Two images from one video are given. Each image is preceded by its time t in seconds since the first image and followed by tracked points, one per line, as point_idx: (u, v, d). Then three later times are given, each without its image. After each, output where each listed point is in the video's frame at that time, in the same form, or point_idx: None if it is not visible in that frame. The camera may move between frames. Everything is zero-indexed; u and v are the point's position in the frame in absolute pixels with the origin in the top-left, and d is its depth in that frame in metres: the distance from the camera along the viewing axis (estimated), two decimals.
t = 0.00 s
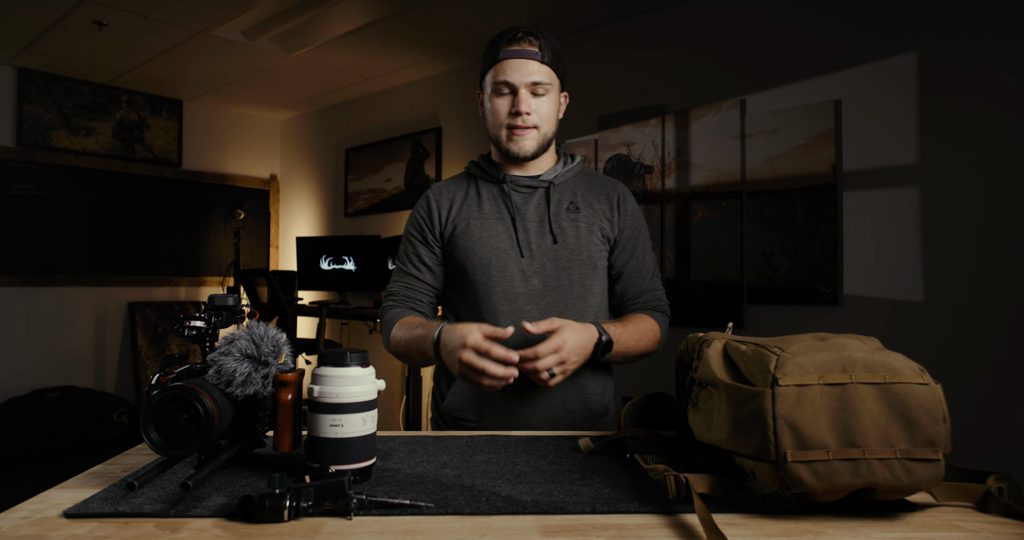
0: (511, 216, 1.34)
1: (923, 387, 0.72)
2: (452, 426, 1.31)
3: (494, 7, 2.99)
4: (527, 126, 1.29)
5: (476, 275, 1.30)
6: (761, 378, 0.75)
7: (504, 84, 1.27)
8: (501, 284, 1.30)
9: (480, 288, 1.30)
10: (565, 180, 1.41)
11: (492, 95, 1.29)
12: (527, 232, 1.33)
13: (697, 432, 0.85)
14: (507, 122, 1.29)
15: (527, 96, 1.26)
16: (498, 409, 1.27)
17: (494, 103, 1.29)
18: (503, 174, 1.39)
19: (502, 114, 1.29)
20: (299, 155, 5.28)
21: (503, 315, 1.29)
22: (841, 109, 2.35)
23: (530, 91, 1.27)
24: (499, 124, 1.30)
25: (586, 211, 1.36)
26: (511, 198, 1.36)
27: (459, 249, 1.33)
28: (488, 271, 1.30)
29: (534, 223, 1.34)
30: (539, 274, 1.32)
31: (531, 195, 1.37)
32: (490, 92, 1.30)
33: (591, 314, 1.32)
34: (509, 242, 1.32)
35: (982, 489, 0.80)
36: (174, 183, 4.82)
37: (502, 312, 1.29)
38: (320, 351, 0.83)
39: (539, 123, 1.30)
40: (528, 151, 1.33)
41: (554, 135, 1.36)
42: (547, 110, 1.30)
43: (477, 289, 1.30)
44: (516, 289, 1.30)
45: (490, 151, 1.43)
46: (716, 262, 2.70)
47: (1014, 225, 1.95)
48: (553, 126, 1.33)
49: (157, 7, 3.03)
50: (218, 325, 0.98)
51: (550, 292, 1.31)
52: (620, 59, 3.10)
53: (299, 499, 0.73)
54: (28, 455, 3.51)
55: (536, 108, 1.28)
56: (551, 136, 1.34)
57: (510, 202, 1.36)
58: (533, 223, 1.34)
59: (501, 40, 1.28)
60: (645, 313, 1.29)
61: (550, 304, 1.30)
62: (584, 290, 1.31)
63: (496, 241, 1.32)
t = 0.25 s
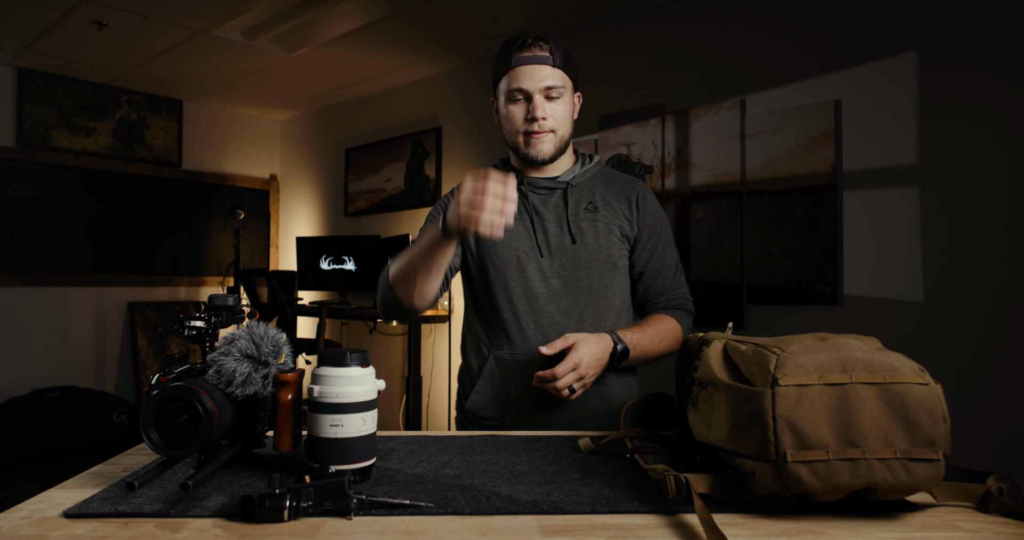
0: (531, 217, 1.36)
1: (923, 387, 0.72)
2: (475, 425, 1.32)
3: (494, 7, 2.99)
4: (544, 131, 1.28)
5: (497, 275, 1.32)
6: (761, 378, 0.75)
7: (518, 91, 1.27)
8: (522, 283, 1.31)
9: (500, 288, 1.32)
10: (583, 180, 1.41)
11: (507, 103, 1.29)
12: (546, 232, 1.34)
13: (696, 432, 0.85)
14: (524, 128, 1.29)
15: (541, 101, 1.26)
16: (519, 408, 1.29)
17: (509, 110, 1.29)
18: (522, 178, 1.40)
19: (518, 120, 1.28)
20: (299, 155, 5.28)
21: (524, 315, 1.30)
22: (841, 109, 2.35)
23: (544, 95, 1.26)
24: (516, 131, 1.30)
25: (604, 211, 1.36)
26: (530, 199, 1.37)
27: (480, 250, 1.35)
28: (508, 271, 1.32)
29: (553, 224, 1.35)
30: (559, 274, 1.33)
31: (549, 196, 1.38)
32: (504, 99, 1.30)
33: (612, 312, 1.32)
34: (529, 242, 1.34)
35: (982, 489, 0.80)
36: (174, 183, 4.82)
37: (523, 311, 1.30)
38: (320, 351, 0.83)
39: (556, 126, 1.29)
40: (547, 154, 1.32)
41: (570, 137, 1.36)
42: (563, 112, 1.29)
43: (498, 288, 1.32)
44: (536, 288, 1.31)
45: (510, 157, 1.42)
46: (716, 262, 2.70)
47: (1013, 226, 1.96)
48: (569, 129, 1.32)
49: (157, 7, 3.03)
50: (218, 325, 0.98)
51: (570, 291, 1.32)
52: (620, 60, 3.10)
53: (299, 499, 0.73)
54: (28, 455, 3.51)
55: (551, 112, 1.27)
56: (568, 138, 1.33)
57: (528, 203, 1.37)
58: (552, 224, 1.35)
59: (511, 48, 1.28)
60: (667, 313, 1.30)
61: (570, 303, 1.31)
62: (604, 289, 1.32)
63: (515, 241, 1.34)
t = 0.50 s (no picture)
0: (544, 216, 1.36)
1: (923, 387, 0.72)
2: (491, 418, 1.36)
3: (494, 7, 2.99)
4: (547, 143, 1.28)
5: (512, 271, 1.34)
6: (761, 378, 0.74)
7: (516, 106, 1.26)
8: (536, 280, 1.32)
9: (515, 284, 1.33)
10: (596, 181, 1.41)
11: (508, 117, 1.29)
12: (560, 230, 1.35)
13: (697, 432, 0.85)
14: (527, 141, 1.29)
15: (541, 114, 1.25)
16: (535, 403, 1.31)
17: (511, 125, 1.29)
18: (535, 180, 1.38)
19: (521, 134, 1.29)
20: (299, 155, 5.28)
21: (539, 310, 1.31)
22: (841, 109, 2.35)
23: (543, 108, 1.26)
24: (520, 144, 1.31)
25: (617, 210, 1.37)
26: (543, 198, 1.37)
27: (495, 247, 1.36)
28: (523, 270, 1.33)
29: (566, 222, 1.35)
30: (573, 271, 1.33)
31: (562, 196, 1.38)
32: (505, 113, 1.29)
33: (625, 309, 1.33)
34: (543, 240, 1.35)
35: (982, 489, 0.80)
36: (174, 183, 4.82)
37: (538, 307, 1.31)
38: (320, 351, 0.83)
39: (559, 136, 1.29)
40: (552, 165, 1.32)
41: (574, 142, 1.35)
42: (564, 121, 1.28)
43: (512, 284, 1.33)
44: (550, 285, 1.32)
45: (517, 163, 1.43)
46: (716, 262, 2.70)
47: (1013, 225, 1.96)
48: (573, 135, 1.32)
49: (157, 7, 3.03)
50: (218, 325, 0.98)
51: (584, 288, 1.33)
52: (620, 59, 3.10)
53: (299, 499, 0.73)
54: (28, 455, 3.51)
55: (552, 123, 1.27)
56: (572, 145, 1.33)
57: (541, 202, 1.37)
58: (565, 223, 1.35)
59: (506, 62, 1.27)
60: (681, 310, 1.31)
61: (584, 300, 1.32)
62: (617, 287, 1.33)
63: (529, 239, 1.35)
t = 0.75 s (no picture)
0: (547, 214, 1.37)
1: (923, 387, 0.72)
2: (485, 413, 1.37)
3: (494, 7, 2.99)
4: (551, 142, 1.28)
5: (513, 267, 1.35)
6: (760, 378, 0.74)
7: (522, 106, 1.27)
8: (537, 278, 1.32)
9: (516, 280, 1.34)
10: (602, 181, 1.41)
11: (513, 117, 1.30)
12: (563, 229, 1.35)
13: (696, 432, 0.85)
14: (532, 141, 1.30)
15: (545, 114, 1.25)
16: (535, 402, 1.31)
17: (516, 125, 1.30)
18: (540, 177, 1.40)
19: (525, 134, 1.29)
20: (299, 155, 5.28)
21: (539, 309, 1.31)
22: (841, 109, 2.35)
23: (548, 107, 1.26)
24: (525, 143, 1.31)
25: (622, 211, 1.37)
26: (548, 196, 1.38)
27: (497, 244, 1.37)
28: (525, 267, 1.33)
29: (570, 221, 1.35)
30: (575, 270, 1.33)
31: (567, 194, 1.38)
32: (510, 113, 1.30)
33: (626, 309, 1.32)
34: (546, 238, 1.35)
35: (983, 489, 0.80)
36: (174, 183, 4.82)
37: (538, 305, 1.31)
38: (320, 351, 0.83)
39: (563, 136, 1.29)
40: (557, 165, 1.32)
41: (580, 143, 1.35)
42: (569, 121, 1.28)
43: (513, 281, 1.34)
44: (551, 283, 1.32)
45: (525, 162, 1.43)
46: (716, 262, 2.69)
47: (1013, 225, 1.96)
48: (578, 135, 1.32)
49: (157, 7, 3.03)
50: (218, 325, 0.98)
51: (585, 288, 1.32)
52: (620, 60, 3.10)
53: (299, 498, 0.73)
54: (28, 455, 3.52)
55: (557, 123, 1.27)
56: (577, 145, 1.33)
57: (546, 200, 1.38)
58: (569, 222, 1.35)
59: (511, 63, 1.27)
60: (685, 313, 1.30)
61: (584, 300, 1.32)
62: (619, 287, 1.32)
63: (533, 237, 1.35)
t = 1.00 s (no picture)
0: (533, 212, 1.37)
1: (923, 387, 0.72)
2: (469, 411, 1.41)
3: (494, 7, 2.99)
4: (544, 138, 1.28)
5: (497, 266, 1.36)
6: (761, 378, 0.75)
7: (516, 101, 1.27)
8: (520, 277, 1.33)
9: (500, 279, 1.35)
10: (591, 181, 1.40)
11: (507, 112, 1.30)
12: (549, 229, 1.35)
13: (697, 432, 0.85)
14: (525, 137, 1.29)
15: (540, 110, 1.25)
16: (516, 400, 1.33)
17: (510, 119, 1.30)
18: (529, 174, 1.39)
19: (519, 129, 1.29)
20: (299, 155, 5.28)
21: (521, 308, 1.32)
22: (841, 109, 2.35)
23: (542, 103, 1.26)
24: (518, 138, 1.31)
25: (609, 211, 1.35)
26: (535, 194, 1.37)
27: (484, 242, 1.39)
28: (509, 266, 1.34)
29: (556, 220, 1.35)
30: (558, 270, 1.33)
31: (555, 194, 1.37)
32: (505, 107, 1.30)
33: (609, 310, 1.32)
34: (531, 237, 1.35)
35: (982, 489, 0.80)
36: (174, 183, 4.82)
37: (520, 304, 1.32)
38: (320, 351, 0.83)
39: (557, 133, 1.28)
40: (549, 161, 1.31)
41: (574, 141, 1.35)
42: (563, 118, 1.28)
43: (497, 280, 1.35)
44: (534, 283, 1.32)
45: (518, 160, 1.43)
46: (716, 262, 2.70)
47: (1013, 225, 1.96)
48: (571, 133, 1.32)
49: (157, 7, 3.03)
50: (218, 325, 0.98)
51: (568, 288, 1.32)
52: (620, 60, 3.10)
53: (299, 498, 0.73)
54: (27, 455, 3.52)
55: (551, 119, 1.27)
56: (571, 143, 1.33)
57: (533, 199, 1.37)
58: (555, 221, 1.35)
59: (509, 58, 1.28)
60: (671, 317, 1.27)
61: (567, 300, 1.32)
62: (602, 288, 1.32)
63: (518, 236, 1.36)
